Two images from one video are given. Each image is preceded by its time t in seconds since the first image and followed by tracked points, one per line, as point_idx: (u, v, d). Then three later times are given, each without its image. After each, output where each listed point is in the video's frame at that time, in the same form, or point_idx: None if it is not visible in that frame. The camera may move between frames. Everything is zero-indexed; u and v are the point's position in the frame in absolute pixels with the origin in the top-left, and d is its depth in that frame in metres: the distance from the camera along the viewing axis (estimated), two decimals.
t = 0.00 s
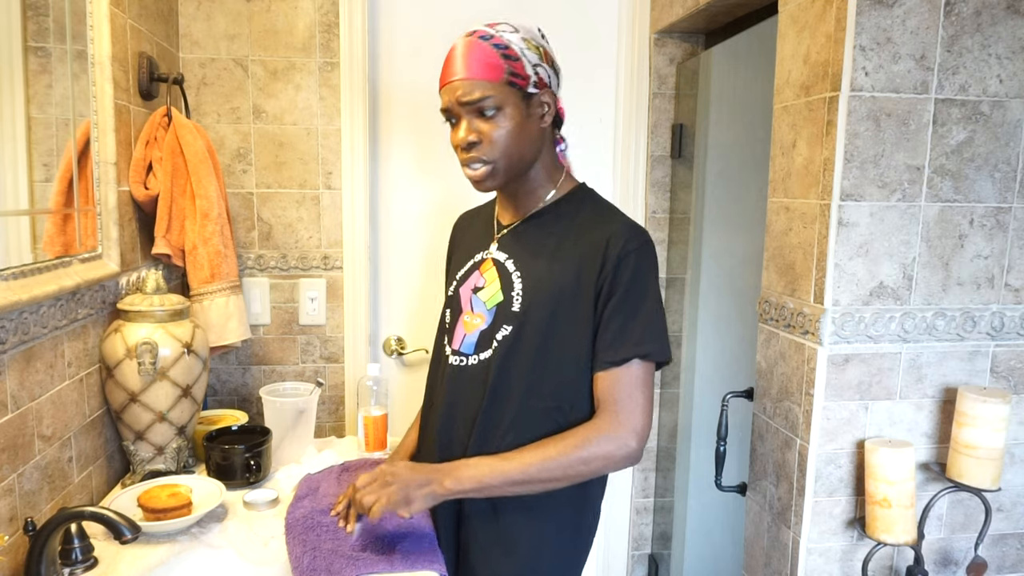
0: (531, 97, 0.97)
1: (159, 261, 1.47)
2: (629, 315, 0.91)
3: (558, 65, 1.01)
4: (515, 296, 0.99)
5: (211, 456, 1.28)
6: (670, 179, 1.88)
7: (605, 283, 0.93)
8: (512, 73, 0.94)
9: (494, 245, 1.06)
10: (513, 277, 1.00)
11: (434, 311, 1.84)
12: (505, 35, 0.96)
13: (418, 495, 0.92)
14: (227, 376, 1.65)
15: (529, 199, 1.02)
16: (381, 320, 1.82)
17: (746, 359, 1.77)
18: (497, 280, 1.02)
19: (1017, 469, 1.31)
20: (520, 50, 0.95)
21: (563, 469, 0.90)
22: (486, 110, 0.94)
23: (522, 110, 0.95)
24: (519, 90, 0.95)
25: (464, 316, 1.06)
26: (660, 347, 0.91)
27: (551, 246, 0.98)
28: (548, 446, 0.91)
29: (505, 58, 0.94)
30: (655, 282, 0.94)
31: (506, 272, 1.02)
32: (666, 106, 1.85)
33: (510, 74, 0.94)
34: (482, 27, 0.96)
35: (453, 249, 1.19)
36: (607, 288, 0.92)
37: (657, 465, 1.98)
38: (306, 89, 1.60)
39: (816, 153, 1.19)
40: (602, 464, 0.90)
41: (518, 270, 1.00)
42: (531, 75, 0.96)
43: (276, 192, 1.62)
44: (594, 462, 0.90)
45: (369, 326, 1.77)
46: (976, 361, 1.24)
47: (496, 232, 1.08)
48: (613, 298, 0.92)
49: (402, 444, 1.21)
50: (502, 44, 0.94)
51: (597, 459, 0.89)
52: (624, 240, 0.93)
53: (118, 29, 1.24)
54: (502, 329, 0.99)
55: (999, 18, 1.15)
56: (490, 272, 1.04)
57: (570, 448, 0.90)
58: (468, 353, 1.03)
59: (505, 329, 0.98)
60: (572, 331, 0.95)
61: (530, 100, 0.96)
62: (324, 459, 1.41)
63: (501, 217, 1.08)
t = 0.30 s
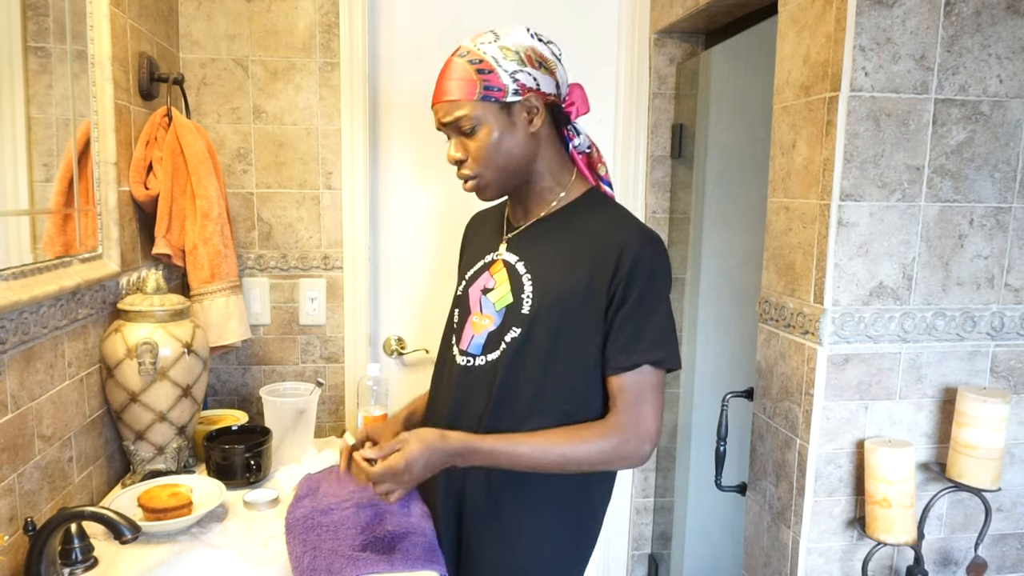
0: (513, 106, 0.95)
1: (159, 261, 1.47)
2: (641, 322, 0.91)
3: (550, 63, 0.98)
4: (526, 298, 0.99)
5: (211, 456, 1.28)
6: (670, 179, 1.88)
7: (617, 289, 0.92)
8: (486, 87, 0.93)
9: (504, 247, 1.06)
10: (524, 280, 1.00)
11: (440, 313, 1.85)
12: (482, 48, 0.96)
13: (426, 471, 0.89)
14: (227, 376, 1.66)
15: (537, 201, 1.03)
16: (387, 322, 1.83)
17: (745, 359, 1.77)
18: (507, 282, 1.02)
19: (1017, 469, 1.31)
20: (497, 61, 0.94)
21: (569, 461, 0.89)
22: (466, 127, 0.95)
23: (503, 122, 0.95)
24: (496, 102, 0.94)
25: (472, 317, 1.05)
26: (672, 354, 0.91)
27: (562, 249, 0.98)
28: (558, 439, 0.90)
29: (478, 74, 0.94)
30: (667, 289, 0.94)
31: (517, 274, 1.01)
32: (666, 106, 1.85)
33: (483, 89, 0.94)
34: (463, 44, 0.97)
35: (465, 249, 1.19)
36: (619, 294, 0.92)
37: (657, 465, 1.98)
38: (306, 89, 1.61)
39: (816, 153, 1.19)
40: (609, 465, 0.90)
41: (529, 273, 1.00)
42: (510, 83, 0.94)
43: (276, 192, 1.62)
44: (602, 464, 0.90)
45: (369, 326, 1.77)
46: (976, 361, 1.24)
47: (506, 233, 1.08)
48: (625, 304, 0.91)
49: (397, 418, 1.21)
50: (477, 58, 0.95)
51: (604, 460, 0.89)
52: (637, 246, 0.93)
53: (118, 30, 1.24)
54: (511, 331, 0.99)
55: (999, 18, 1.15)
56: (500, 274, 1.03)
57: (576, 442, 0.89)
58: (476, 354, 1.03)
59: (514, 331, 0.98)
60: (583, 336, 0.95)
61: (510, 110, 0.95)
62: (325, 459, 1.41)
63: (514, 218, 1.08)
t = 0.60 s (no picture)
0: (505, 109, 0.96)
1: (159, 261, 1.47)
2: (649, 324, 0.90)
3: (548, 66, 0.97)
4: (531, 300, 0.98)
5: (211, 456, 1.28)
6: (670, 179, 1.88)
7: (624, 290, 0.92)
8: (477, 92, 0.95)
9: (510, 248, 1.05)
10: (530, 282, 1.00)
11: (445, 313, 1.85)
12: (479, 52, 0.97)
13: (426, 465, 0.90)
14: (227, 376, 1.66)
15: (540, 202, 1.03)
16: (391, 323, 1.82)
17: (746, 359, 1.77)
18: (513, 284, 1.02)
19: (1017, 469, 1.31)
20: (490, 66, 0.95)
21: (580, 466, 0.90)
22: (459, 131, 0.97)
23: (493, 126, 0.96)
24: (487, 106, 0.95)
25: (479, 317, 1.05)
26: (681, 356, 0.91)
27: (568, 250, 0.98)
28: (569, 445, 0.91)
29: (471, 79, 0.95)
30: (675, 290, 0.93)
31: (523, 276, 1.01)
32: (666, 106, 1.85)
33: (475, 94, 0.95)
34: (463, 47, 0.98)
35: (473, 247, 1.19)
36: (626, 295, 0.91)
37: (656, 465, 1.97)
38: (306, 89, 1.61)
39: (816, 153, 1.19)
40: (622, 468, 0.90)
41: (535, 274, 0.99)
42: (501, 88, 0.94)
43: (276, 192, 1.62)
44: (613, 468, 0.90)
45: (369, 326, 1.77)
46: (976, 361, 1.24)
47: (512, 233, 1.08)
48: (633, 307, 0.91)
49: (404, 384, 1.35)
50: (471, 63, 0.96)
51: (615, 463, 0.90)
52: (644, 248, 0.92)
53: (118, 30, 1.24)
54: (518, 333, 0.99)
55: (999, 18, 1.15)
56: (506, 275, 1.03)
57: (585, 446, 0.90)
58: (482, 355, 1.03)
59: (520, 333, 0.98)
60: (590, 338, 0.95)
61: (502, 113, 0.96)
62: (325, 459, 1.41)
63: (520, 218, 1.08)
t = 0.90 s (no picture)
0: (507, 108, 0.95)
1: (159, 261, 1.47)
2: (656, 325, 0.90)
3: (551, 63, 0.96)
4: (535, 301, 0.98)
5: (211, 456, 1.28)
6: (670, 179, 1.88)
7: (630, 291, 0.91)
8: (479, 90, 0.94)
9: (513, 248, 1.05)
10: (534, 282, 0.99)
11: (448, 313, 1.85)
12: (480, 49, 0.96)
13: (436, 474, 0.86)
14: (227, 376, 1.66)
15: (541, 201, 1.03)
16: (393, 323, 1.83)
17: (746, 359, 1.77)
18: (517, 284, 1.01)
19: (1017, 469, 1.31)
20: (493, 64, 0.94)
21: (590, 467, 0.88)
22: (460, 130, 0.97)
23: (496, 125, 0.95)
24: (489, 105, 0.94)
25: (484, 318, 1.05)
26: (689, 356, 0.90)
27: (573, 251, 0.97)
28: (578, 444, 0.89)
29: (473, 76, 0.94)
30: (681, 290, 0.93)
31: (527, 276, 1.01)
32: (666, 106, 1.85)
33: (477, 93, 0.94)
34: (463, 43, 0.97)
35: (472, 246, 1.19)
36: (632, 296, 0.91)
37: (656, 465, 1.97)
38: (306, 89, 1.61)
39: (816, 153, 1.19)
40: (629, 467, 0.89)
41: (539, 275, 0.99)
42: (504, 86, 0.94)
43: (276, 192, 1.62)
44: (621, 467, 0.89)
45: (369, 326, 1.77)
46: (976, 361, 1.24)
47: (513, 232, 1.08)
48: (640, 307, 0.90)
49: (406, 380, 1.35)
50: (472, 60, 0.95)
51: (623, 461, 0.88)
52: (650, 248, 0.92)
53: (118, 30, 1.24)
54: (522, 334, 0.99)
55: (999, 18, 1.15)
56: (510, 275, 1.03)
57: (594, 446, 0.88)
58: (487, 356, 1.03)
59: (525, 335, 0.98)
60: (595, 339, 0.94)
61: (504, 112, 0.95)
62: (325, 459, 1.41)
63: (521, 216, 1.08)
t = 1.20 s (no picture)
0: (541, 93, 0.93)
1: (159, 261, 1.47)
2: (663, 316, 0.90)
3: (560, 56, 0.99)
4: (537, 301, 0.98)
5: (211, 456, 1.28)
6: (670, 179, 1.88)
7: (634, 285, 0.91)
8: (522, 69, 0.91)
9: (508, 248, 1.05)
10: (534, 283, 0.99)
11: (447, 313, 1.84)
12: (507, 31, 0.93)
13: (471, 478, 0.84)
14: (227, 377, 1.65)
15: (542, 199, 1.02)
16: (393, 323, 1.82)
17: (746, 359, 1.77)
18: (517, 284, 1.01)
19: (1017, 469, 1.31)
20: (527, 47, 0.92)
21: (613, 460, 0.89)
22: (496, 111, 0.90)
23: (534, 108, 0.92)
24: (529, 87, 0.91)
25: (485, 321, 1.05)
26: (697, 344, 0.90)
27: (574, 248, 0.97)
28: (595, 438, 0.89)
29: (514, 54, 0.91)
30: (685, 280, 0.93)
31: (526, 275, 1.01)
32: (666, 106, 1.85)
33: (519, 73, 0.91)
34: (483, 24, 0.93)
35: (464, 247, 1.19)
36: (637, 290, 0.91)
37: (657, 465, 1.97)
38: (306, 89, 1.60)
39: (816, 153, 1.19)
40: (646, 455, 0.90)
41: (539, 274, 0.99)
42: (540, 70, 0.93)
43: (276, 192, 1.62)
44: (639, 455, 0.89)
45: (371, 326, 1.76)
46: (976, 361, 1.24)
47: (508, 232, 1.07)
48: (645, 299, 0.91)
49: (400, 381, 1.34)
50: (507, 40, 0.91)
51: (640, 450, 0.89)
52: (653, 239, 0.92)
53: (118, 30, 1.24)
54: (526, 335, 0.98)
55: (999, 18, 1.15)
56: (508, 275, 1.03)
57: (612, 437, 0.89)
58: (493, 360, 1.02)
59: (530, 336, 0.98)
60: (600, 336, 0.95)
61: (541, 96, 0.93)
62: (325, 459, 1.41)
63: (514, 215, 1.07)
